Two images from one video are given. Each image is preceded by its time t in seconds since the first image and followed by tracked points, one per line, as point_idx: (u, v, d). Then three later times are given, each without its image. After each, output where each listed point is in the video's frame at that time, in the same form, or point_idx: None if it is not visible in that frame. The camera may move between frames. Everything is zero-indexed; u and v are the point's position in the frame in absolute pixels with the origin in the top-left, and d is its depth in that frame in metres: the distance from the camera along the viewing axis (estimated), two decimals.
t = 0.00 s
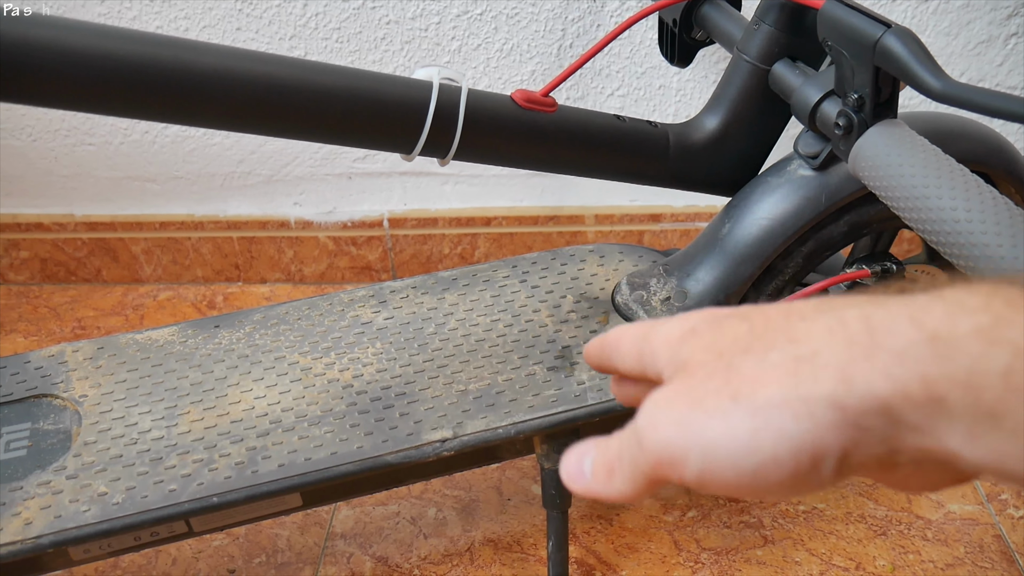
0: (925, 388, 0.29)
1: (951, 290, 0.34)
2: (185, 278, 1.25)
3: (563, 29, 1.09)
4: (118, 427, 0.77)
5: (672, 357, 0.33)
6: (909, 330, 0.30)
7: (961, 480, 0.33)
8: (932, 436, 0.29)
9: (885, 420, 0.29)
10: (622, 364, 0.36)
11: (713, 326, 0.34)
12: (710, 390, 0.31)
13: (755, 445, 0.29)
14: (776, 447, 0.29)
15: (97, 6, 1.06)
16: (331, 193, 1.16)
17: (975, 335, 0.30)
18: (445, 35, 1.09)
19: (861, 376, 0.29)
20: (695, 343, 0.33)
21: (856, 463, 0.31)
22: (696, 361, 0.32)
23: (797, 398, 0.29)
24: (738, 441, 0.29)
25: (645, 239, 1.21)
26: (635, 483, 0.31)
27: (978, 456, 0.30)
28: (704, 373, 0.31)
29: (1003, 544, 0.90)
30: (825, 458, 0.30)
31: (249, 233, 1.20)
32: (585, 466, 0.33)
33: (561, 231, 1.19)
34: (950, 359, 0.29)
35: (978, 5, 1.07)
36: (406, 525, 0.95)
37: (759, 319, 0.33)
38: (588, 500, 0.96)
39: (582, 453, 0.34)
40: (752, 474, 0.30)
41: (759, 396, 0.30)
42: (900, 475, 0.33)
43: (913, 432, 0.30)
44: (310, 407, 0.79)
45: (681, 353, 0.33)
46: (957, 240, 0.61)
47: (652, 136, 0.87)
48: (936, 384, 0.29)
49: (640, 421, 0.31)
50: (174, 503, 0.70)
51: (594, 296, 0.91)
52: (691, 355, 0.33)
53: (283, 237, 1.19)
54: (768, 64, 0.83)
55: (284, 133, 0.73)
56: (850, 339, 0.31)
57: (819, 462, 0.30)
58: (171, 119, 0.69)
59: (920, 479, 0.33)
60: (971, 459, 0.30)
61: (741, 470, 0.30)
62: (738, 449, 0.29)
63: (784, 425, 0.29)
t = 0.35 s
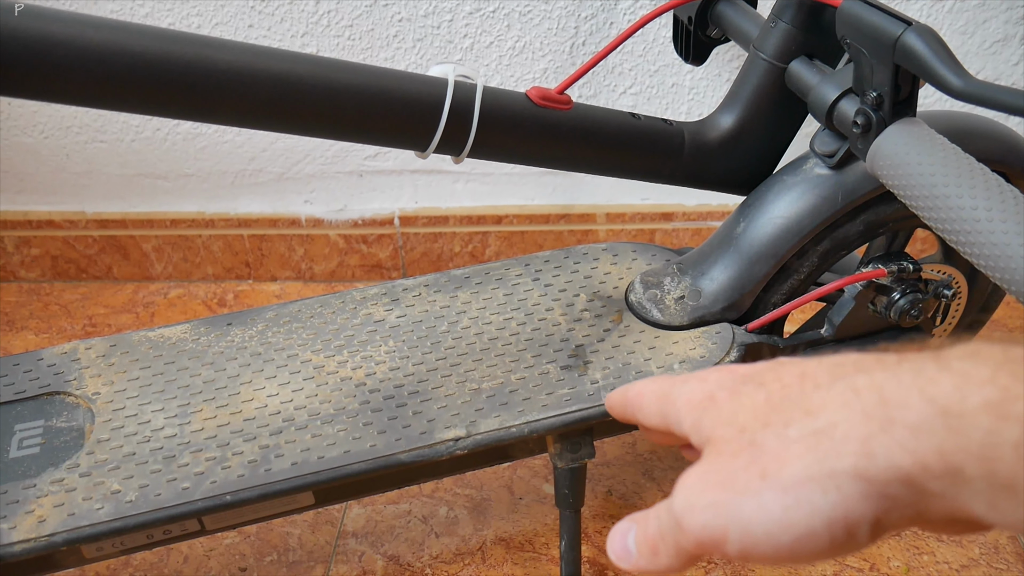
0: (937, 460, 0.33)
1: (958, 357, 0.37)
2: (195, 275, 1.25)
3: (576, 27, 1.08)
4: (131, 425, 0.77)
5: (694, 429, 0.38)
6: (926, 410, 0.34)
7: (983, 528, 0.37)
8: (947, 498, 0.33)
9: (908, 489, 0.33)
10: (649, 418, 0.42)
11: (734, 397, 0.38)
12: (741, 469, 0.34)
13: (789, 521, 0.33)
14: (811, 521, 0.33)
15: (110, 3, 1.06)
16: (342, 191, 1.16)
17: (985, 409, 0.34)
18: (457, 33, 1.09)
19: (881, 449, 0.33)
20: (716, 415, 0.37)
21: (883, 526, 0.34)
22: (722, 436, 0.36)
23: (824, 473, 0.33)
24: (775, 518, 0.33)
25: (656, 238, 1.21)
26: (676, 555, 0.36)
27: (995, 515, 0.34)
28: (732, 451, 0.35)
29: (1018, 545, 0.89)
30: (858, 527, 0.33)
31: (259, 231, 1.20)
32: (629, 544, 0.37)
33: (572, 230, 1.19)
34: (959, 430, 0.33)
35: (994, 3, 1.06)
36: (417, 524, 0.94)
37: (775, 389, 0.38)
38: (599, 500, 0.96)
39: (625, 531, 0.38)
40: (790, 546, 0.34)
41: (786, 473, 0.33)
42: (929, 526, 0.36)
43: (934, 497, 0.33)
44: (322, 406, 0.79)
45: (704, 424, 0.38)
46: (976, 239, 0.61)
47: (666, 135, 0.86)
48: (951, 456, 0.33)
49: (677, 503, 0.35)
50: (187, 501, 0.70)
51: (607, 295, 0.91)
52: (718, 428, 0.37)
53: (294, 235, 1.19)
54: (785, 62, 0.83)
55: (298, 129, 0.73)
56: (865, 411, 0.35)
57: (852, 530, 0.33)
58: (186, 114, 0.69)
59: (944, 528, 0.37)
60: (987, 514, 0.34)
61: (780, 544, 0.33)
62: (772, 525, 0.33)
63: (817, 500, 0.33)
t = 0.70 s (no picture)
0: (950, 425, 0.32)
1: (975, 330, 0.37)
2: (191, 274, 1.24)
3: (571, 24, 1.08)
4: (125, 425, 0.77)
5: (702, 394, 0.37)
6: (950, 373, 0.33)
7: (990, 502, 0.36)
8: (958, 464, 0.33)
9: (921, 455, 0.32)
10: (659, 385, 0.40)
11: (745, 363, 0.37)
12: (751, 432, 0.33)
13: (797, 484, 0.32)
14: (818, 485, 0.32)
15: (105, 2, 1.05)
16: (338, 190, 1.16)
17: (1005, 373, 0.34)
18: (453, 31, 1.09)
19: (895, 413, 0.32)
20: (728, 379, 0.36)
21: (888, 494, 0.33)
22: (733, 398, 0.35)
23: (835, 436, 0.32)
24: (782, 480, 0.32)
25: (653, 236, 1.20)
26: (677, 521, 0.34)
27: (1009, 484, 0.33)
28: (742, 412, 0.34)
29: (1014, 542, 0.89)
30: (864, 493, 0.33)
31: (255, 229, 1.19)
32: (626, 510, 0.36)
33: (568, 228, 1.19)
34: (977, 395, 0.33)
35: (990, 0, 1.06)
36: (413, 523, 0.94)
37: (789, 354, 0.37)
38: (596, 498, 0.96)
39: (623, 497, 0.37)
40: (796, 510, 0.32)
41: (798, 435, 0.32)
42: (933, 499, 0.35)
43: (945, 464, 0.33)
44: (317, 405, 0.79)
45: (716, 389, 0.36)
46: (972, 236, 0.61)
47: (661, 132, 0.86)
48: (967, 420, 0.32)
49: (681, 464, 0.34)
50: (182, 501, 0.70)
51: (603, 293, 0.90)
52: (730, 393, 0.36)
53: (290, 234, 1.19)
54: (780, 60, 0.82)
55: (292, 128, 0.73)
56: (880, 376, 0.34)
57: (860, 496, 0.32)
58: (179, 113, 0.68)
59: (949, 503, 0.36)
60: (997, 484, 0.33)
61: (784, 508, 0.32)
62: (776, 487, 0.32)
63: (825, 464, 0.32)
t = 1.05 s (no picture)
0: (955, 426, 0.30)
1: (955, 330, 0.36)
2: (179, 276, 1.24)
3: (556, 24, 1.08)
4: (109, 426, 0.77)
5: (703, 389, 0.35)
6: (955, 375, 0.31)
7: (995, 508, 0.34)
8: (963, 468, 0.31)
9: (925, 455, 0.30)
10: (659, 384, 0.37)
11: (746, 360, 0.35)
12: (752, 430, 0.31)
13: (798, 481, 0.30)
14: (820, 484, 0.30)
15: (89, 3, 1.05)
16: (324, 190, 1.16)
17: (1013, 372, 0.32)
18: (438, 31, 1.09)
19: (898, 411, 0.30)
20: (728, 375, 0.34)
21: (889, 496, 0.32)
22: (733, 395, 0.33)
23: (837, 433, 0.30)
24: (783, 477, 0.30)
25: (639, 234, 1.21)
26: (670, 522, 0.32)
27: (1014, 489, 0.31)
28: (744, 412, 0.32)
29: (997, 535, 0.90)
30: (864, 493, 0.31)
31: (242, 230, 1.19)
32: (618, 509, 0.34)
33: (555, 227, 1.19)
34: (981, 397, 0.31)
35: None
36: (400, 522, 0.95)
37: (791, 351, 0.35)
38: (582, 496, 0.96)
39: (613, 496, 0.35)
40: (795, 509, 0.31)
41: (799, 432, 0.31)
42: (935, 505, 0.34)
43: (949, 466, 0.31)
44: (301, 405, 0.79)
45: (715, 385, 0.34)
46: (950, 232, 0.61)
47: (643, 131, 0.87)
48: (973, 418, 0.30)
49: (680, 461, 0.32)
50: (165, 502, 0.70)
51: (587, 292, 0.91)
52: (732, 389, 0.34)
53: (277, 235, 1.19)
54: (760, 58, 0.83)
55: (273, 129, 0.73)
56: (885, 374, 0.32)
57: (860, 496, 0.31)
58: (159, 114, 0.68)
59: (950, 509, 0.34)
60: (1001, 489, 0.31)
61: (784, 508, 0.31)
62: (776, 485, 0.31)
63: (826, 463, 0.30)
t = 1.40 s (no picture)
0: (943, 283, 0.43)
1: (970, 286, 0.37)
2: (169, 277, 1.25)
3: (545, 25, 1.09)
4: (98, 425, 0.77)
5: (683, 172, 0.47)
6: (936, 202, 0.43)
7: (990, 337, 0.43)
8: (923, 319, 0.44)
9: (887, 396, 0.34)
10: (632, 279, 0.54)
11: (744, 174, 0.46)
12: (746, 242, 0.47)
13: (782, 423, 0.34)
14: (817, 242, 0.44)
15: (79, 4, 1.06)
16: (315, 191, 1.17)
17: (952, 235, 0.41)
18: (427, 32, 1.09)
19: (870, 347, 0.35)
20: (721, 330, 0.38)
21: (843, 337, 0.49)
22: (721, 262, 0.51)
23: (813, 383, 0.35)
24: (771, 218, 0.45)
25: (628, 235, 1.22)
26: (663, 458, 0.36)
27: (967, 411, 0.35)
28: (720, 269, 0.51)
29: (982, 532, 0.90)
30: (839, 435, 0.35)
31: (233, 231, 1.20)
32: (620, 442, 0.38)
33: (545, 227, 1.20)
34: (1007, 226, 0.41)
35: None
36: (389, 521, 0.95)
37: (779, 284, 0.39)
38: (571, 495, 0.97)
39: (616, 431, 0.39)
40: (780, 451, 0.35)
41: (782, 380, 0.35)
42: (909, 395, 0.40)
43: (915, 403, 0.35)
44: (290, 404, 0.79)
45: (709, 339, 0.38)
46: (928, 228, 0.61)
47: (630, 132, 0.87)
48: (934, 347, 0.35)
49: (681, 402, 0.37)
50: (154, 501, 0.70)
51: (575, 291, 0.91)
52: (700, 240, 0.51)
53: (268, 235, 1.20)
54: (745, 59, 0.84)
55: (260, 129, 0.73)
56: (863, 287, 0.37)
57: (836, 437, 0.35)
58: (145, 115, 0.69)
59: (903, 381, 0.50)
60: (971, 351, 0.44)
61: (773, 205, 0.45)
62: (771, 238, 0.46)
63: (823, 257, 0.44)
